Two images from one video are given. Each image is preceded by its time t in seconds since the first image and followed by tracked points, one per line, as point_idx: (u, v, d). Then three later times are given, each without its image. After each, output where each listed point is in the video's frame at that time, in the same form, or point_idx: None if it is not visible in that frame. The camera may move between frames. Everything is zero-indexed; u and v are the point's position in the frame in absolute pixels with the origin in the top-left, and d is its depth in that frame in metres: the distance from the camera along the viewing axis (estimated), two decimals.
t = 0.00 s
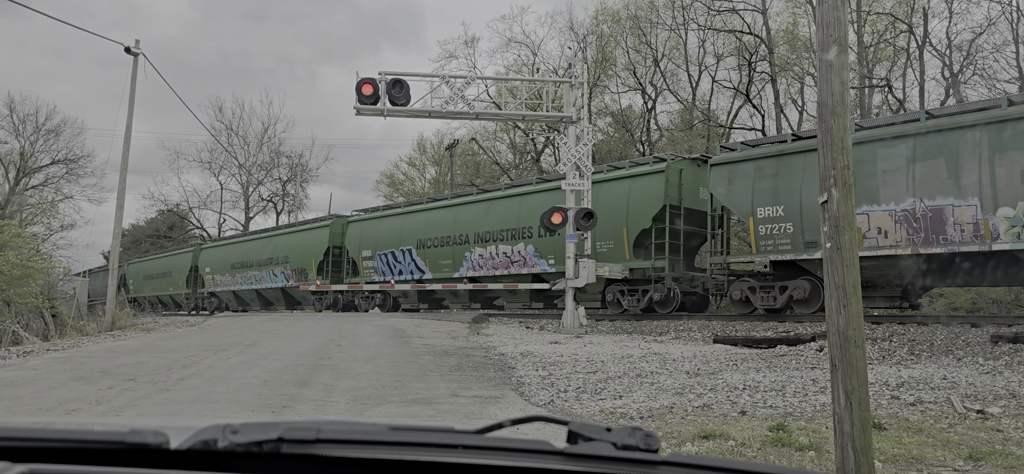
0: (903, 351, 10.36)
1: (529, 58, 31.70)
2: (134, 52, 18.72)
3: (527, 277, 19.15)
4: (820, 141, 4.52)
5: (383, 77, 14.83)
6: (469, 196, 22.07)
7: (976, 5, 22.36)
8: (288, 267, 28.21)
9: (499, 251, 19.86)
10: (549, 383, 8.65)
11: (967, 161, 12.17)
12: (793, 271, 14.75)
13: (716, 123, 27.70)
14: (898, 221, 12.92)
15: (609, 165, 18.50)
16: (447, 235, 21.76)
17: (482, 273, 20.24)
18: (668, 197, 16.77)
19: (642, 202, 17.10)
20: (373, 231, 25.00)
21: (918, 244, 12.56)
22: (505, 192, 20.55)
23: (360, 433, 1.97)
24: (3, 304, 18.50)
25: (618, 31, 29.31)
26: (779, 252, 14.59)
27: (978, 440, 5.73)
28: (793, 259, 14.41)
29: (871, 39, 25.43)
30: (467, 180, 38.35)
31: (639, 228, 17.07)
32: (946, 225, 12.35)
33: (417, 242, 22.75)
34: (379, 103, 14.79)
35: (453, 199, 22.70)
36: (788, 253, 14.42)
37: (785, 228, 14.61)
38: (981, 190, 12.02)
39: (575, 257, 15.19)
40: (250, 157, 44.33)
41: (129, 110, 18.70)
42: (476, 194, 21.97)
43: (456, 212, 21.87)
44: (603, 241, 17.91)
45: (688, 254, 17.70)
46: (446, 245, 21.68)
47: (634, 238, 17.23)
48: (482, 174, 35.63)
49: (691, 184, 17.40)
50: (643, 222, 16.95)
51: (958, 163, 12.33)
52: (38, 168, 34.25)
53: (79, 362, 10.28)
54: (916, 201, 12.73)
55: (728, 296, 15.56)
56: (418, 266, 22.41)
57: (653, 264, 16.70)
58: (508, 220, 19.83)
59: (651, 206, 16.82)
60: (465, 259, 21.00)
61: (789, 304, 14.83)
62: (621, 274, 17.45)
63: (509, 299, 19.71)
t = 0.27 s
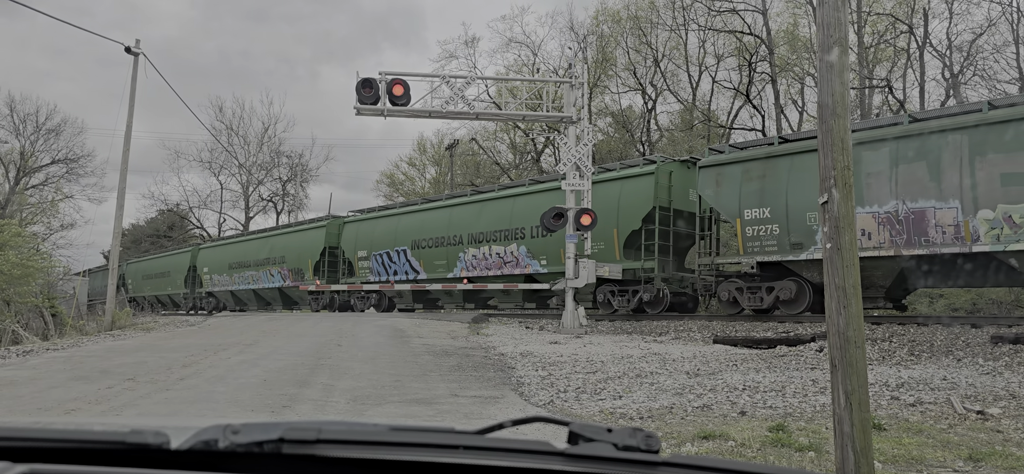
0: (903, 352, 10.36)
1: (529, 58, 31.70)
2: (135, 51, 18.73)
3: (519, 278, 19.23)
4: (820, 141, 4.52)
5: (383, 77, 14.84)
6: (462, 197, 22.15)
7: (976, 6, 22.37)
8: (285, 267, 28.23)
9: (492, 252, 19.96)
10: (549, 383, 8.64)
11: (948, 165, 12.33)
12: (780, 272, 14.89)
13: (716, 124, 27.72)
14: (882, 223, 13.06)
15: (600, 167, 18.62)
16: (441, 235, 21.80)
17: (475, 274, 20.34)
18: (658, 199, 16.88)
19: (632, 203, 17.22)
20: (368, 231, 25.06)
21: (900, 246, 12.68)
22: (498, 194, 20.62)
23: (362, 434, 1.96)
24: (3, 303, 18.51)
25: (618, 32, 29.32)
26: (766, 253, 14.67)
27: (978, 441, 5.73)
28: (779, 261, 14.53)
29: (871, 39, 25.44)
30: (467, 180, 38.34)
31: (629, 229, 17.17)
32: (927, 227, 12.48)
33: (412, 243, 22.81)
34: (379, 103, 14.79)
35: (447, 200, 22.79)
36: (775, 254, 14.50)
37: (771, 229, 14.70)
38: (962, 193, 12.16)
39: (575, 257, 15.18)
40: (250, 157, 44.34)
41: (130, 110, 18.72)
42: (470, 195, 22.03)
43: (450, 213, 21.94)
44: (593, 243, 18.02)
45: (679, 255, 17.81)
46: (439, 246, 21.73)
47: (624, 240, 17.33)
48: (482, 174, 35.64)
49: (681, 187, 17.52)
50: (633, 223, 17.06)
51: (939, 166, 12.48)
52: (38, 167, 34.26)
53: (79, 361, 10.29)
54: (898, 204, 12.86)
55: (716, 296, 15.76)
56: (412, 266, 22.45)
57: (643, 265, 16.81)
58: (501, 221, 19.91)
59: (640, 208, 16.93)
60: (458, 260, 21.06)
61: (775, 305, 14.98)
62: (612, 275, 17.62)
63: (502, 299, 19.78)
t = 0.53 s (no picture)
0: (903, 352, 10.36)
1: (529, 58, 31.68)
2: (135, 51, 18.74)
3: (512, 278, 19.28)
4: (820, 141, 4.52)
5: (383, 77, 14.85)
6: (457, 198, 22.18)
7: (976, 6, 22.36)
8: (282, 267, 28.25)
9: (485, 252, 20.01)
10: (549, 383, 8.64)
11: (930, 167, 12.54)
12: (767, 272, 15.12)
13: (716, 124, 27.73)
14: (866, 225, 13.33)
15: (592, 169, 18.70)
16: (435, 236, 21.84)
17: (469, 274, 20.40)
18: (648, 200, 16.97)
19: (623, 204, 17.31)
20: (364, 232, 25.08)
21: (884, 246, 12.93)
22: (492, 195, 20.65)
23: (363, 433, 1.97)
24: (3, 303, 18.52)
25: (618, 32, 29.32)
26: (753, 254, 14.84)
27: (978, 441, 5.73)
28: (766, 262, 14.68)
29: (871, 40, 25.45)
30: (467, 180, 38.34)
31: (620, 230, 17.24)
32: (910, 229, 12.69)
33: (406, 243, 22.86)
34: (380, 103, 14.80)
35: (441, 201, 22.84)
36: (761, 255, 14.66)
37: (758, 230, 14.86)
38: (943, 195, 12.38)
39: (575, 257, 15.18)
40: (250, 157, 44.33)
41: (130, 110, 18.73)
42: (464, 196, 22.07)
43: (444, 214, 21.97)
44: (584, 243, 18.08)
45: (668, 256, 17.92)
46: (433, 246, 21.77)
47: (614, 240, 17.39)
48: (482, 174, 35.64)
49: (671, 188, 17.62)
50: (623, 224, 17.13)
51: (922, 168, 12.69)
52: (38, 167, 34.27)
53: (78, 361, 10.29)
54: (882, 205, 13.10)
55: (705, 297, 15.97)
56: (407, 267, 22.48)
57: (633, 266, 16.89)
58: (495, 222, 19.95)
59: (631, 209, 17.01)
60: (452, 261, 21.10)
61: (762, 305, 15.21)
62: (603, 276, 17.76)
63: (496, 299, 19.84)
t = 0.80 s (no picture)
0: (903, 352, 10.36)
1: (529, 58, 31.66)
2: (134, 51, 18.73)
3: (505, 279, 19.33)
4: (820, 141, 4.52)
5: (383, 77, 14.84)
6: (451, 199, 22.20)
7: (976, 6, 22.35)
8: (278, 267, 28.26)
9: (478, 253, 20.06)
10: (549, 384, 8.64)
11: (912, 168, 12.78)
12: (753, 273, 15.12)
13: (716, 124, 27.74)
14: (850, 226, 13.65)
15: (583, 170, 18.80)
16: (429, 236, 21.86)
17: (463, 274, 20.45)
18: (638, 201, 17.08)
19: (613, 206, 17.41)
20: (359, 232, 25.10)
21: (868, 247, 13.24)
22: (485, 196, 20.68)
23: (362, 433, 1.96)
24: (3, 303, 18.53)
25: (618, 32, 29.33)
26: (740, 255, 14.91)
27: (978, 441, 5.73)
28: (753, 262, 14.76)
29: (871, 40, 25.44)
30: (467, 180, 38.34)
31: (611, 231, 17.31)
32: (893, 230, 12.98)
33: (400, 244, 22.89)
34: (379, 103, 14.79)
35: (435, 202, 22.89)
36: (748, 255, 14.73)
37: (745, 231, 14.92)
38: (925, 196, 12.63)
39: (575, 257, 15.17)
40: (250, 157, 44.32)
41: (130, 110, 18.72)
42: (459, 196, 22.09)
43: (438, 215, 21.99)
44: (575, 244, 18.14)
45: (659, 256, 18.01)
46: (427, 247, 21.80)
47: (605, 241, 17.44)
48: (482, 174, 35.65)
49: (661, 190, 17.74)
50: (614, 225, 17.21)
51: (904, 169, 12.93)
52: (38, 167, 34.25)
53: (77, 361, 10.28)
54: (865, 207, 13.40)
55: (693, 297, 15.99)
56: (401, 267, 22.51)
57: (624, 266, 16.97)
58: (488, 223, 19.98)
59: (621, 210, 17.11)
60: (446, 261, 21.12)
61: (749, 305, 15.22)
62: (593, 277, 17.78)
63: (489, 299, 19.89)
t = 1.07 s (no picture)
0: (903, 352, 10.36)
1: (529, 58, 31.64)
2: (134, 52, 18.74)
3: (497, 280, 19.35)
4: (819, 141, 4.52)
5: (383, 77, 14.83)
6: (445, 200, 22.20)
7: (975, 6, 22.34)
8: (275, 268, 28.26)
9: (472, 253, 20.08)
10: (549, 383, 8.63)
11: (894, 170, 12.98)
12: (741, 273, 15.13)
13: (716, 124, 27.74)
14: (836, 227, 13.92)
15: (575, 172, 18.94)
16: (423, 237, 21.88)
17: (456, 275, 20.47)
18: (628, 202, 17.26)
19: (603, 206, 17.56)
20: (354, 233, 25.11)
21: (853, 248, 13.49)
22: (479, 197, 20.69)
23: (361, 433, 1.96)
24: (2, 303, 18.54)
25: (617, 31, 29.34)
26: (727, 255, 14.94)
27: (977, 441, 5.73)
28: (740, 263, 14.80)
29: (870, 39, 25.43)
30: (467, 181, 38.35)
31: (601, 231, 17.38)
32: (876, 231, 13.21)
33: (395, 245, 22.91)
34: (379, 103, 14.79)
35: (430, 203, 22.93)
36: (736, 256, 14.77)
37: (732, 232, 14.96)
38: (908, 198, 12.82)
39: (575, 257, 15.16)
40: (250, 157, 44.30)
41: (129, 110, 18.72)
42: (453, 197, 22.09)
43: (432, 215, 22.00)
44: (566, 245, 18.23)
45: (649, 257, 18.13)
46: (421, 247, 21.82)
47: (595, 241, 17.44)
48: (481, 174, 35.66)
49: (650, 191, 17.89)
50: (605, 226, 17.30)
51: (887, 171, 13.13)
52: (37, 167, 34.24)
53: (77, 361, 10.29)
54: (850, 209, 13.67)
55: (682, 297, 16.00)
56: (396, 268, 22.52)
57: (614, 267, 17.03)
58: (482, 223, 20.01)
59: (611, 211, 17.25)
60: (440, 262, 21.14)
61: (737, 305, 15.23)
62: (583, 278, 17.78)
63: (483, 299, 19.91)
